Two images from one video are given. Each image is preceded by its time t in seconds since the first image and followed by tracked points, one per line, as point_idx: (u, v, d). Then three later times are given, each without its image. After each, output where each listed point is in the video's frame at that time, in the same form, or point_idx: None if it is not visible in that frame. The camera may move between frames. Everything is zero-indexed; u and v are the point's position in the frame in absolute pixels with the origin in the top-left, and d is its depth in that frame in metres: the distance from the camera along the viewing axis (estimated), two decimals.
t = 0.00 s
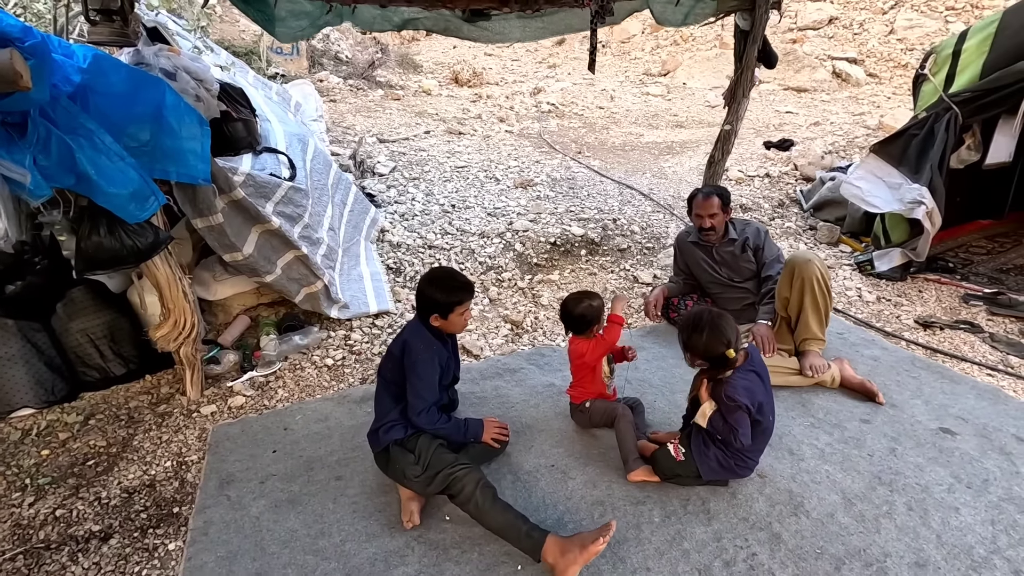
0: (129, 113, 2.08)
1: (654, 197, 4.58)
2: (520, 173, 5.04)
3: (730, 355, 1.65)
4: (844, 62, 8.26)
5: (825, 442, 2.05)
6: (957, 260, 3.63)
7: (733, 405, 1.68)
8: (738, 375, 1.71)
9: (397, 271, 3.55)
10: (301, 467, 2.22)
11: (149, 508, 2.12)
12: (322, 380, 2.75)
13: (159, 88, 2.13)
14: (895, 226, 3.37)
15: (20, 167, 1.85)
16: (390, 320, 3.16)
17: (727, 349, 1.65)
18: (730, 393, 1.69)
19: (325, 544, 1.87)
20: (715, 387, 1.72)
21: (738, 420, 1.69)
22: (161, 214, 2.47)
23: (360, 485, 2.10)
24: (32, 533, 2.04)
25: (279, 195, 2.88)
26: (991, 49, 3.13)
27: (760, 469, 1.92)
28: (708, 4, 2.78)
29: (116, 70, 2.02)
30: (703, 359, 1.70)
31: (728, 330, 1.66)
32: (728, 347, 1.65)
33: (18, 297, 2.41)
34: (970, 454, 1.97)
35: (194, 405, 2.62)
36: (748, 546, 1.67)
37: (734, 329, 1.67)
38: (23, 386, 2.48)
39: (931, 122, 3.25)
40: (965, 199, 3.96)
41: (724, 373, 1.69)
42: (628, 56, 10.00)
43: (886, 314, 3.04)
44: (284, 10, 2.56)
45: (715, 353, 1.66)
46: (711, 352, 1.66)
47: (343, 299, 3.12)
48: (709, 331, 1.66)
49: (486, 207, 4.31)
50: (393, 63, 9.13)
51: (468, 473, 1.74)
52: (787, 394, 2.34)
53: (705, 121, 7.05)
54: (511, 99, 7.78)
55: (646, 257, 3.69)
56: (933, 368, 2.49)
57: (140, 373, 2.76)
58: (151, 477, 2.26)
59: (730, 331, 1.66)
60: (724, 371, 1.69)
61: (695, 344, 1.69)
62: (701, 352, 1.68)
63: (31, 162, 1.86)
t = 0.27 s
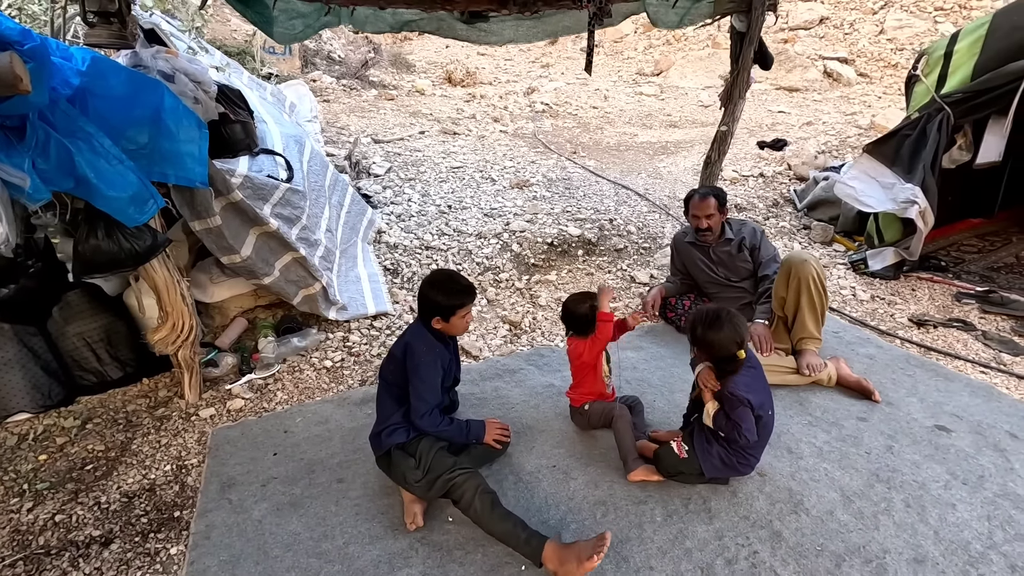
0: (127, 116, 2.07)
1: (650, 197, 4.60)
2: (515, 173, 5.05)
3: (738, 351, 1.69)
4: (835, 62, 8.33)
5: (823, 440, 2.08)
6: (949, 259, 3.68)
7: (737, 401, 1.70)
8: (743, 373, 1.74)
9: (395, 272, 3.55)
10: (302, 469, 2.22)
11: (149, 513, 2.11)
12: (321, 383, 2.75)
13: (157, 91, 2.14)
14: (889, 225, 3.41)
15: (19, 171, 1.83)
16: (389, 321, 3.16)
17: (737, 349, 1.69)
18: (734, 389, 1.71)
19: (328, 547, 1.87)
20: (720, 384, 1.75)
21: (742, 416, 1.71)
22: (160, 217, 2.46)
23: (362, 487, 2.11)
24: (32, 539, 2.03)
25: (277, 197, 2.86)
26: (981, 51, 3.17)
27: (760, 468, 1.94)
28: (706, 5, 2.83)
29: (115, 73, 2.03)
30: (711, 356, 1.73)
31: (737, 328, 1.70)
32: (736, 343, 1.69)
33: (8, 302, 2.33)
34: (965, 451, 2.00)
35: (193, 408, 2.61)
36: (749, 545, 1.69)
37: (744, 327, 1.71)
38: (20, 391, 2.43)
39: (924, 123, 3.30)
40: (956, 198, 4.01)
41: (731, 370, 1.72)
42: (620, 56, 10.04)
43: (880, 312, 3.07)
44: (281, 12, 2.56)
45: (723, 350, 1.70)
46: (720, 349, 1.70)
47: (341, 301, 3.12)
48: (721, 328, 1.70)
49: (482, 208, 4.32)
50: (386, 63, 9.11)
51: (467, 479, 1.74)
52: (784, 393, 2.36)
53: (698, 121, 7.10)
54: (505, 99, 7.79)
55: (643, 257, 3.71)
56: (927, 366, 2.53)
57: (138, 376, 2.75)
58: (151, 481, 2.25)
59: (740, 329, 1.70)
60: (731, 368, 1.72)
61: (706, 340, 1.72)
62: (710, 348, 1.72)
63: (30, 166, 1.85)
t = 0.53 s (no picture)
0: (127, 118, 2.07)
1: (646, 197, 4.63)
2: (512, 173, 5.06)
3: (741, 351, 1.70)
4: (827, 62, 8.40)
5: (820, 437, 2.11)
6: (941, 258, 3.73)
7: (740, 400, 1.71)
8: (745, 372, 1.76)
9: (393, 273, 3.55)
10: (304, 470, 2.22)
11: (151, 515, 2.11)
12: (321, 383, 2.75)
13: (158, 92, 2.12)
14: (882, 225, 3.45)
15: (20, 173, 1.84)
16: (388, 321, 3.16)
17: (742, 351, 1.71)
18: (737, 388, 1.73)
19: (332, 547, 1.88)
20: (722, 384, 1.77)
21: (746, 415, 1.72)
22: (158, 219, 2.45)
23: (365, 488, 2.11)
24: (33, 542, 2.02)
25: (275, 198, 2.87)
26: (973, 52, 3.21)
27: (759, 465, 1.97)
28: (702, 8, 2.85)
29: (115, 74, 2.01)
30: (712, 356, 1.74)
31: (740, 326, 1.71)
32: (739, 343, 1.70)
33: (7, 303, 2.32)
34: (959, 448, 2.04)
35: (192, 409, 2.61)
36: (750, 541, 1.71)
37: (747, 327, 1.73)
38: (19, 393, 2.40)
39: (917, 124, 3.34)
40: (948, 197, 4.06)
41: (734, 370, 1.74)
42: (614, 55, 10.08)
43: (875, 311, 3.11)
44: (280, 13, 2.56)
45: (727, 350, 1.71)
46: (725, 349, 1.70)
47: (340, 302, 3.12)
48: (723, 327, 1.71)
49: (479, 208, 4.33)
50: (380, 62, 9.10)
51: (467, 482, 1.76)
52: (782, 391, 2.39)
53: (692, 121, 7.14)
54: (500, 99, 7.80)
55: (639, 256, 3.74)
56: (921, 364, 2.57)
57: (136, 379, 2.74)
58: (152, 483, 2.25)
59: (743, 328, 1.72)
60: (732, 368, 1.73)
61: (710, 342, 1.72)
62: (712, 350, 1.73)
63: (31, 168, 1.86)
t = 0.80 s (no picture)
0: (125, 116, 2.06)
1: (641, 196, 4.65)
2: (507, 172, 5.07)
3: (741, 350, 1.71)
4: (819, 61, 8.46)
5: (816, 433, 2.13)
6: (933, 255, 3.78)
7: (744, 397, 1.75)
8: (741, 369, 1.78)
9: (389, 272, 3.55)
10: (303, 469, 2.22)
11: (150, 515, 2.09)
12: (319, 382, 2.74)
13: (155, 90, 2.12)
14: (875, 223, 3.49)
15: (18, 171, 1.81)
16: (385, 320, 3.16)
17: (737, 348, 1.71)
18: (741, 386, 1.75)
19: (333, 546, 1.87)
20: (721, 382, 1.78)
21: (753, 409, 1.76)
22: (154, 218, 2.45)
23: (365, 486, 2.11)
24: (30, 543, 1.99)
25: (272, 196, 2.86)
26: (964, 52, 3.25)
27: (757, 461, 1.99)
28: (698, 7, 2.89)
29: (113, 72, 2.00)
30: (708, 357, 1.73)
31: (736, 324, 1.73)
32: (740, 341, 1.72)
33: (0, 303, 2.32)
34: (953, 442, 2.07)
35: (189, 409, 2.60)
36: (749, 536, 1.73)
37: (740, 323, 1.75)
38: (12, 393, 2.41)
39: (909, 123, 3.38)
40: (939, 196, 4.11)
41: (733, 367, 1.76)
42: (607, 55, 10.11)
43: (868, 308, 3.15)
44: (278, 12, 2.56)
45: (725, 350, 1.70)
46: (720, 349, 1.70)
47: (337, 301, 3.12)
48: (720, 327, 1.71)
49: (475, 207, 4.34)
50: (373, 61, 9.07)
51: (475, 472, 1.76)
52: (778, 387, 2.42)
53: (686, 120, 7.17)
54: (493, 98, 7.80)
55: (635, 255, 3.76)
56: (915, 360, 2.60)
57: (132, 378, 2.71)
58: (149, 483, 2.23)
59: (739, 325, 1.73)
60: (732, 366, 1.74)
61: (705, 343, 1.71)
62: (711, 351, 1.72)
63: (28, 166, 1.83)
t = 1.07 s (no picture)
0: (119, 112, 2.05)
1: (634, 193, 4.68)
2: (501, 169, 5.08)
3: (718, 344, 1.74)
4: (809, 59, 8.53)
5: (808, 426, 2.17)
6: (921, 251, 3.83)
7: (724, 392, 1.76)
8: (726, 364, 1.79)
9: (384, 269, 3.56)
10: (301, 466, 2.22)
11: (147, 512, 2.08)
12: (315, 379, 2.75)
13: (150, 86, 2.11)
14: (865, 219, 3.54)
15: (13, 167, 1.81)
16: (380, 317, 3.17)
17: (711, 341, 1.73)
18: (720, 380, 1.77)
19: (332, 541, 1.88)
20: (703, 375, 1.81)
21: (728, 406, 1.77)
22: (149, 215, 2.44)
23: (363, 481, 2.12)
24: (27, 541, 1.98)
25: (266, 193, 2.87)
26: (952, 51, 3.29)
27: (750, 454, 2.02)
28: (690, 6, 2.85)
29: (108, 68, 2.00)
30: (689, 347, 1.79)
31: (718, 318, 1.75)
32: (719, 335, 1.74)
33: None
34: (941, 434, 2.11)
35: (185, 407, 2.59)
36: (743, 527, 1.75)
37: (723, 320, 1.76)
38: (6, 392, 2.36)
39: (899, 120, 3.42)
40: (928, 193, 4.16)
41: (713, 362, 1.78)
42: (600, 53, 10.13)
43: (858, 303, 3.19)
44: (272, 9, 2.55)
45: (700, 342, 1.75)
46: (698, 340, 1.75)
47: (332, 298, 3.12)
48: (698, 319, 1.75)
49: (469, 204, 4.35)
50: (365, 58, 9.05)
51: (475, 464, 1.77)
52: (770, 381, 2.46)
53: (678, 117, 7.21)
54: (486, 95, 7.81)
55: (629, 251, 3.79)
56: (904, 354, 2.64)
57: (126, 376, 2.71)
58: (146, 480, 2.22)
59: (720, 320, 1.75)
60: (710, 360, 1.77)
61: (683, 332, 1.78)
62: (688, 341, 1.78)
63: (23, 162, 1.83)
